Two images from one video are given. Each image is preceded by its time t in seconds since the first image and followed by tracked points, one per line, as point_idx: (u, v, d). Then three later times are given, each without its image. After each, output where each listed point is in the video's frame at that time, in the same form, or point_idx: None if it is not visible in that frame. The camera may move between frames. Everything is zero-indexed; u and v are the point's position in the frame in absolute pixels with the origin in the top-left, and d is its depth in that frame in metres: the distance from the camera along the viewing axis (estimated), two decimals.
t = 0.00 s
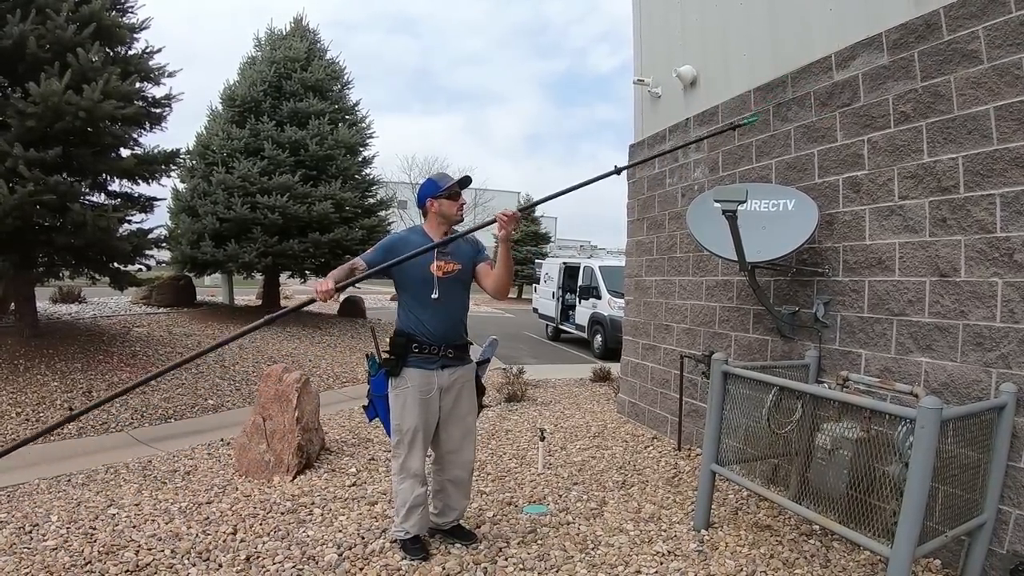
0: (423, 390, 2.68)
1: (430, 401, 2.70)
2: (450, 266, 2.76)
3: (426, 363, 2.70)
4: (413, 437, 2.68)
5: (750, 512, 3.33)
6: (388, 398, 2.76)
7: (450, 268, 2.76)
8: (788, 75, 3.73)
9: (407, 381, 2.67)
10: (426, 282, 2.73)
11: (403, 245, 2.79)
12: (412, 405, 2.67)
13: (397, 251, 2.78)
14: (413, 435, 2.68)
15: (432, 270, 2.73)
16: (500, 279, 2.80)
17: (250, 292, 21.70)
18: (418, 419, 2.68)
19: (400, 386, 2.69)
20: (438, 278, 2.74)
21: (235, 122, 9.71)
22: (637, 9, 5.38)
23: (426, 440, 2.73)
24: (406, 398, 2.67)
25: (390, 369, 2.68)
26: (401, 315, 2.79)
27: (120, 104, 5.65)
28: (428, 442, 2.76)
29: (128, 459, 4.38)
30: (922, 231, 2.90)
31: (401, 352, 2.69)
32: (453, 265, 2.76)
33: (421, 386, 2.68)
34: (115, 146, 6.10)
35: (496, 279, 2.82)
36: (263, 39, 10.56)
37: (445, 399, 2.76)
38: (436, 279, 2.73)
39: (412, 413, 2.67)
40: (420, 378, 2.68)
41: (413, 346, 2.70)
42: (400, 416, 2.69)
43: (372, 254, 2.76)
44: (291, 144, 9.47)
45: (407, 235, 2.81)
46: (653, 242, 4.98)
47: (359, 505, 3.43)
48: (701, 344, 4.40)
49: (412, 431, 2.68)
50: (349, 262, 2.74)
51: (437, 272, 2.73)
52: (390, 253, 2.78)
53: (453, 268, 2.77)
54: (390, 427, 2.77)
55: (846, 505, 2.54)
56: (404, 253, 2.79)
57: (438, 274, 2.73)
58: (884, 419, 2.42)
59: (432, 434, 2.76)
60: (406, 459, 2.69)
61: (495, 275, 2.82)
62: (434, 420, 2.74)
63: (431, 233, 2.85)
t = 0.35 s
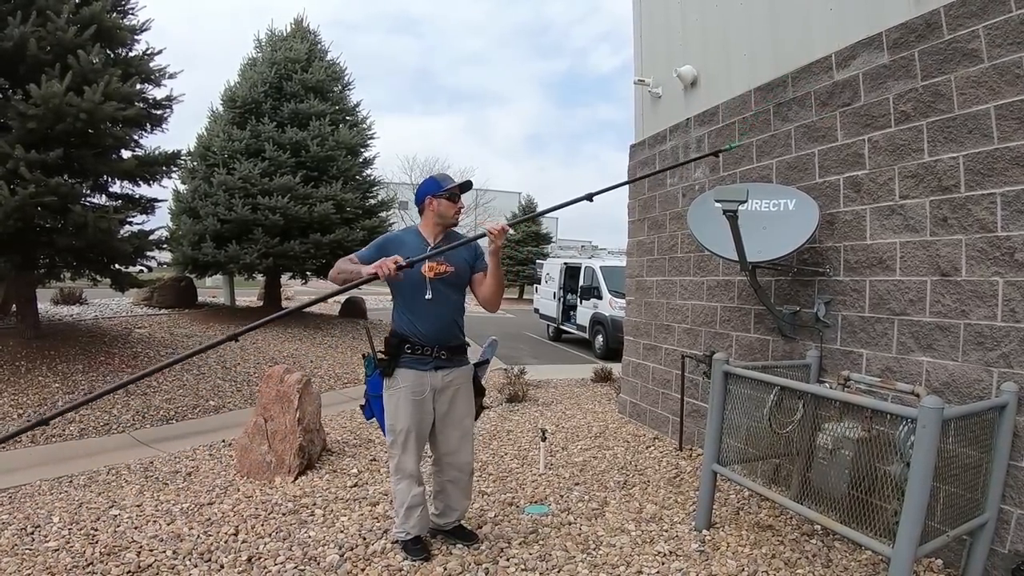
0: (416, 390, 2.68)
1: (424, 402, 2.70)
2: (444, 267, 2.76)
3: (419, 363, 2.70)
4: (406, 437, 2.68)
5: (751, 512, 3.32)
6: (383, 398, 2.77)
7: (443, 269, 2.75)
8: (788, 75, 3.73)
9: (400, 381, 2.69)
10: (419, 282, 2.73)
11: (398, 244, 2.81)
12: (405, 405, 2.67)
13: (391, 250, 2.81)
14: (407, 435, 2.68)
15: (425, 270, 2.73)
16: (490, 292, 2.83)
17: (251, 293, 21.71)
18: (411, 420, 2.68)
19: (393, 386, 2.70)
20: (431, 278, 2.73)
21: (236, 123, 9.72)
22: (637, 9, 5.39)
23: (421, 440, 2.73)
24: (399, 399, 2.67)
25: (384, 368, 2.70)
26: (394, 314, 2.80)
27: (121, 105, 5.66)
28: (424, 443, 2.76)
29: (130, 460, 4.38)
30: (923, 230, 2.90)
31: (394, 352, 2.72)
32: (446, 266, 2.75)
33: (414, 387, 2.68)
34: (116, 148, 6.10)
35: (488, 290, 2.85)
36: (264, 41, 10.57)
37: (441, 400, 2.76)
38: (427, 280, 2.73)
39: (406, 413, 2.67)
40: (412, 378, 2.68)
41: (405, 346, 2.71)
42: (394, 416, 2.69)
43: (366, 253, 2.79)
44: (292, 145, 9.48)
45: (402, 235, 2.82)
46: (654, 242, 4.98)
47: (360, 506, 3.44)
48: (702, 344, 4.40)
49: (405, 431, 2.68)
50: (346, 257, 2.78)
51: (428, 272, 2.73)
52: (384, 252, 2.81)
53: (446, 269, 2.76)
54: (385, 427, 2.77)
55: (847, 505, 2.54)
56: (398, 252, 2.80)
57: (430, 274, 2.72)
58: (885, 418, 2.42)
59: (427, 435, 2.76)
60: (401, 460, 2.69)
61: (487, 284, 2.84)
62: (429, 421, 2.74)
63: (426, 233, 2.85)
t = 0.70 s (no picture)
0: (413, 392, 2.68)
1: (421, 403, 2.70)
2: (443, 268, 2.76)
3: (415, 363, 2.70)
4: (404, 438, 2.68)
5: (753, 512, 3.32)
6: (381, 399, 2.77)
7: (442, 270, 2.76)
8: (788, 74, 3.73)
9: (397, 382, 2.68)
10: (418, 284, 2.74)
11: (397, 245, 2.82)
12: (402, 406, 2.67)
13: (389, 251, 2.81)
14: (404, 436, 2.68)
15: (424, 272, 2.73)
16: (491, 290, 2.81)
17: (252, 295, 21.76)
18: (408, 421, 2.68)
19: (390, 388, 2.70)
20: (430, 280, 2.74)
21: (237, 124, 9.74)
22: (637, 9, 5.39)
23: (419, 441, 2.73)
24: (396, 400, 2.68)
25: (382, 369, 2.70)
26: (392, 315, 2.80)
27: (122, 106, 5.66)
28: (423, 444, 2.76)
29: (132, 461, 4.38)
30: (924, 229, 2.90)
31: (391, 353, 2.72)
32: (446, 269, 2.76)
33: (411, 388, 2.68)
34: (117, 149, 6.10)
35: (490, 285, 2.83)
36: (264, 41, 10.58)
37: (438, 400, 2.75)
38: (427, 281, 2.74)
39: (403, 414, 2.67)
40: (409, 379, 2.68)
41: (402, 348, 2.71)
42: (391, 417, 2.69)
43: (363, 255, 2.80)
44: (293, 145, 9.48)
45: (401, 236, 2.84)
46: (655, 242, 4.98)
47: (362, 506, 3.44)
48: (703, 344, 4.40)
49: (403, 432, 2.68)
50: (342, 261, 2.79)
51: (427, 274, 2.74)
52: (382, 253, 2.81)
53: (445, 270, 2.76)
54: (383, 427, 2.77)
55: (849, 504, 2.54)
56: (396, 253, 2.81)
57: (429, 276, 2.73)
58: (886, 418, 2.42)
59: (425, 435, 2.76)
60: (398, 461, 2.69)
61: (488, 283, 2.83)
62: (426, 422, 2.74)
63: (425, 233, 2.86)
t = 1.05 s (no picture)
0: (411, 392, 2.68)
1: (419, 403, 2.70)
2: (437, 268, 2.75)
3: (413, 364, 2.70)
4: (402, 438, 2.68)
5: (754, 512, 3.32)
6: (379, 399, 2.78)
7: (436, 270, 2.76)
8: (789, 74, 3.73)
9: (395, 382, 2.68)
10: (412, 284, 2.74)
11: (390, 245, 2.83)
12: (400, 406, 2.67)
13: (383, 251, 2.81)
14: (402, 436, 2.68)
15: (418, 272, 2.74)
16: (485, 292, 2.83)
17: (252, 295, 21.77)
18: (406, 421, 2.68)
19: (388, 388, 2.70)
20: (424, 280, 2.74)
21: (237, 124, 9.74)
22: (638, 9, 5.39)
23: (417, 441, 2.73)
24: (394, 400, 2.68)
25: (380, 370, 2.71)
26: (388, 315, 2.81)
27: (122, 107, 5.66)
28: (422, 445, 2.76)
29: (132, 462, 4.39)
30: (925, 229, 2.90)
31: (389, 353, 2.72)
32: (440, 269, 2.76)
33: (409, 388, 2.68)
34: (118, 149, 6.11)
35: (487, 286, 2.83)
36: (264, 41, 10.58)
37: (437, 400, 2.75)
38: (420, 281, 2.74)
39: (401, 414, 2.68)
40: (406, 379, 2.68)
41: (400, 348, 2.71)
42: (389, 417, 2.70)
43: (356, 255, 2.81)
44: (293, 145, 9.49)
45: (394, 236, 2.84)
46: (656, 242, 4.98)
47: (363, 506, 3.44)
48: (704, 343, 4.39)
49: (401, 432, 2.68)
50: (335, 257, 2.81)
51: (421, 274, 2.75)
52: (375, 253, 2.81)
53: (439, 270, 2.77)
54: (382, 427, 2.78)
55: (850, 504, 2.54)
56: (389, 252, 2.81)
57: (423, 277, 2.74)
58: (887, 418, 2.42)
59: (424, 436, 2.76)
60: (398, 461, 2.69)
61: (484, 285, 2.83)
62: (424, 422, 2.74)
63: (418, 233, 2.85)
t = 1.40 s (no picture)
0: (406, 392, 2.68)
1: (414, 403, 2.70)
2: (434, 270, 2.77)
3: (409, 364, 2.70)
4: (396, 438, 2.68)
5: (754, 518, 3.31)
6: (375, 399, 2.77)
7: (434, 272, 2.77)
8: (795, 78, 3.72)
9: (390, 383, 2.68)
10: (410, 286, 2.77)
11: (388, 245, 2.81)
12: (395, 406, 2.67)
13: (382, 252, 2.80)
14: (397, 437, 2.68)
15: (415, 275, 2.76)
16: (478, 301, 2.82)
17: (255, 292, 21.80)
18: (401, 421, 2.68)
19: (383, 388, 2.70)
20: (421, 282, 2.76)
21: (242, 122, 9.76)
22: (644, 11, 5.38)
23: (412, 442, 2.73)
24: (389, 400, 2.68)
25: (376, 369, 2.71)
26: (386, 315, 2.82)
27: (127, 103, 5.67)
28: (418, 445, 2.75)
29: (132, 458, 4.39)
30: (929, 236, 2.88)
31: (385, 353, 2.73)
32: (437, 272, 2.77)
33: (404, 388, 2.68)
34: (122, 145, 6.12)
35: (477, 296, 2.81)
36: (270, 40, 10.60)
37: (433, 401, 2.75)
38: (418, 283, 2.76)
39: (396, 414, 2.67)
40: (401, 379, 2.68)
41: (396, 348, 2.72)
42: (384, 418, 2.70)
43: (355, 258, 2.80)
44: (298, 144, 9.50)
45: (393, 236, 2.84)
46: (659, 245, 4.97)
47: (361, 506, 3.44)
48: (706, 348, 4.38)
49: (395, 433, 2.68)
50: (333, 262, 2.82)
51: (420, 276, 2.76)
52: (374, 254, 2.80)
53: (437, 272, 2.78)
54: (377, 427, 2.77)
55: (850, 511, 2.53)
56: (387, 253, 2.80)
57: (420, 279, 2.76)
58: (889, 425, 2.41)
59: (419, 436, 2.76)
60: (393, 461, 2.69)
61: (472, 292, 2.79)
62: (420, 423, 2.73)
63: (418, 235, 2.84)
